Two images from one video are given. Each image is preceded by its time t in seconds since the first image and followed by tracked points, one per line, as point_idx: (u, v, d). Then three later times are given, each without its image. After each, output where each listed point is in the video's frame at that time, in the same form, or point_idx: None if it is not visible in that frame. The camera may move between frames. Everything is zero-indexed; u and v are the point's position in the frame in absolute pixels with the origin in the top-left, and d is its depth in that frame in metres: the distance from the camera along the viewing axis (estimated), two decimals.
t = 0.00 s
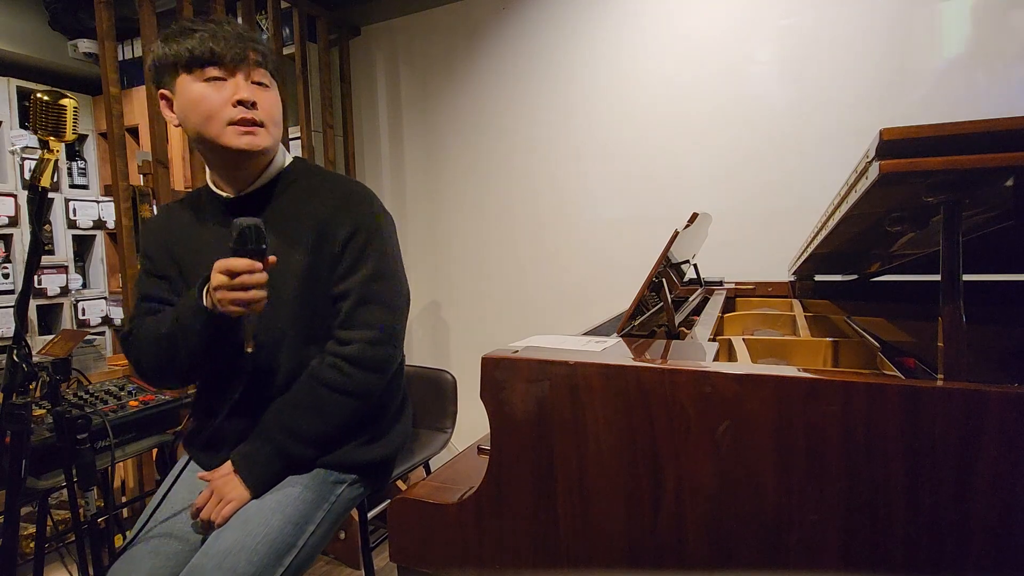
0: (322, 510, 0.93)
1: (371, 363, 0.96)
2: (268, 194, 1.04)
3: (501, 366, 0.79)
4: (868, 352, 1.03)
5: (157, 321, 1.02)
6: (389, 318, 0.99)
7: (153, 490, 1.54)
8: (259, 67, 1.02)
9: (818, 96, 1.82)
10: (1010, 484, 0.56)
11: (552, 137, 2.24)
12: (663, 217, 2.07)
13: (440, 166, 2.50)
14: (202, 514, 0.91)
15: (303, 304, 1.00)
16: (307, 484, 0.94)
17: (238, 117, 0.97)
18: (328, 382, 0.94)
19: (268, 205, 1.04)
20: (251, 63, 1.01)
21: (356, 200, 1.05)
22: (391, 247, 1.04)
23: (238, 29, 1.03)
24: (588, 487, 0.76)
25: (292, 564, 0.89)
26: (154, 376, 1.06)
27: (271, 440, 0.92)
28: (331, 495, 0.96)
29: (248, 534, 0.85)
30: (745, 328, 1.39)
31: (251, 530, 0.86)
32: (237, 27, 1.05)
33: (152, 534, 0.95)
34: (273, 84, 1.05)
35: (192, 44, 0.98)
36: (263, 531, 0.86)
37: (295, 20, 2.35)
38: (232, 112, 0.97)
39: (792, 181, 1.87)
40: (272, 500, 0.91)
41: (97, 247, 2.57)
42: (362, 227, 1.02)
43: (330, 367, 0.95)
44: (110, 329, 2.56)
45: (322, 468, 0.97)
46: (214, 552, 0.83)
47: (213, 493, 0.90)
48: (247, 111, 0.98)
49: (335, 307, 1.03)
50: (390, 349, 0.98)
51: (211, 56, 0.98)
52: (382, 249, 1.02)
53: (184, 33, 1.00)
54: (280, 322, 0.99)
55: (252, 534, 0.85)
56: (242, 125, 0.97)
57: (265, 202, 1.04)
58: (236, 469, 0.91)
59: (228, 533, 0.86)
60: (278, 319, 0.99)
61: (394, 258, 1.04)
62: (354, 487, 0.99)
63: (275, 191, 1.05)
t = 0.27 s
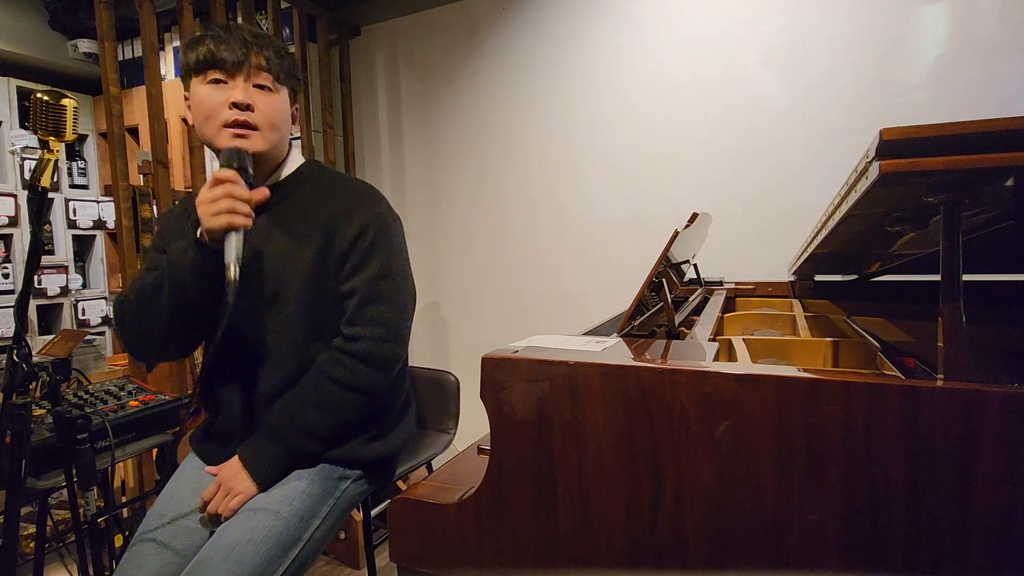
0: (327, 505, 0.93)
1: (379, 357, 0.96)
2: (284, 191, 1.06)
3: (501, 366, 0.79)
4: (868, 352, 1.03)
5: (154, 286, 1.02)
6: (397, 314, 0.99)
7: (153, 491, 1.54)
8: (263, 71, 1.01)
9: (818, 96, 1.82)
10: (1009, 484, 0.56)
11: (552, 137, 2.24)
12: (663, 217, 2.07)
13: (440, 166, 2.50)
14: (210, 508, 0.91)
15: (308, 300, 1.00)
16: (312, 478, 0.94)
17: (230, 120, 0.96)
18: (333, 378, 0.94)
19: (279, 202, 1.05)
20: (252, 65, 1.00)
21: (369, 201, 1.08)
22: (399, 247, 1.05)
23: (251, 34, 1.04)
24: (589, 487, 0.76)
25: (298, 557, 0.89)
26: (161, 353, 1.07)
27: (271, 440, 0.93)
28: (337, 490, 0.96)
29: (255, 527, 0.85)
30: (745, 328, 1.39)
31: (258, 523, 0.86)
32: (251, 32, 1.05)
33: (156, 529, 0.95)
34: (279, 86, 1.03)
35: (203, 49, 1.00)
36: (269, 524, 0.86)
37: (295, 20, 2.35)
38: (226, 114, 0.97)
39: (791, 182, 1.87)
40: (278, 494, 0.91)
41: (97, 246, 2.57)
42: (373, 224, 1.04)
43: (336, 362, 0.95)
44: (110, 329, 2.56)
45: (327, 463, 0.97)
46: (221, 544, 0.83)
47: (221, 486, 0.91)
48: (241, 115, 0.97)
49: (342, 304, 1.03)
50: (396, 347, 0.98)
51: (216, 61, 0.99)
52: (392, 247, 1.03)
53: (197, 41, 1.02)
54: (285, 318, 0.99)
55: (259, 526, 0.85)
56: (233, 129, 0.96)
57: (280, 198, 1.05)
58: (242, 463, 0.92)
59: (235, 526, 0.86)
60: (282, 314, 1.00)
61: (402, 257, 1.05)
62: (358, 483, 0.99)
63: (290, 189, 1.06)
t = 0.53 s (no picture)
0: (330, 501, 0.93)
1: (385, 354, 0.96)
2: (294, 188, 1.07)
3: (502, 366, 0.79)
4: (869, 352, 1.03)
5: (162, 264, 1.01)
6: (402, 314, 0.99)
7: (152, 491, 1.54)
8: (266, 73, 1.00)
9: (818, 96, 1.82)
10: (1009, 484, 0.56)
11: (552, 137, 2.24)
12: (663, 217, 2.07)
13: (440, 165, 2.49)
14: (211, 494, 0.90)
15: (312, 296, 1.00)
16: (315, 475, 0.94)
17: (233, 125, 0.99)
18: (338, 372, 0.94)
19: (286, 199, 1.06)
20: (256, 68, 1.00)
21: (376, 200, 1.06)
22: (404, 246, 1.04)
23: (256, 37, 1.03)
24: (589, 487, 0.76)
25: (301, 554, 0.89)
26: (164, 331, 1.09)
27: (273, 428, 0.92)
28: (339, 487, 0.95)
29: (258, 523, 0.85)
30: (745, 328, 1.39)
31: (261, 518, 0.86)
32: (259, 34, 1.04)
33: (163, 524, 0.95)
34: (284, 88, 1.02)
35: (213, 55, 1.02)
36: (273, 520, 0.86)
37: (295, 20, 2.35)
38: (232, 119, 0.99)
39: (791, 182, 1.87)
40: (282, 490, 0.90)
41: (97, 246, 2.57)
42: (379, 223, 1.02)
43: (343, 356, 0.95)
44: (110, 329, 2.56)
45: (332, 459, 0.97)
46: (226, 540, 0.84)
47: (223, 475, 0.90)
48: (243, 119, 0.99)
49: (345, 302, 1.02)
50: (401, 342, 0.98)
51: (222, 66, 1.00)
52: (397, 247, 1.02)
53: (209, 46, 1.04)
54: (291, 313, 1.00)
55: (262, 522, 0.85)
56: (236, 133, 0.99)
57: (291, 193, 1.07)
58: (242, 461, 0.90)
59: (239, 521, 0.86)
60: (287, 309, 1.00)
61: (408, 256, 1.04)
62: (360, 481, 0.99)
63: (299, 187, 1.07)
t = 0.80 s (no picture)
0: (333, 498, 0.92)
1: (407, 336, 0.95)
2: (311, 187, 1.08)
3: (502, 366, 0.79)
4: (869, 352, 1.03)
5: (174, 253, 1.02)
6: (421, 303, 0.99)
7: (153, 491, 1.54)
8: (267, 74, 1.01)
9: (818, 96, 1.82)
10: (1009, 484, 0.56)
11: (552, 137, 2.24)
12: (663, 217, 2.07)
13: (440, 165, 2.49)
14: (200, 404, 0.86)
15: (324, 286, 1.00)
16: (318, 471, 0.93)
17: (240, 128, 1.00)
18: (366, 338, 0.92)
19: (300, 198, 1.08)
20: (258, 71, 1.01)
21: (391, 199, 1.08)
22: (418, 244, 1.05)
23: (258, 40, 1.04)
24: (589, 487, 0.76)
25: (305, 549, 0.88)
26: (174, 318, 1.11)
27: (281, 386, 0.87)
28: (343, 483, 0.95)
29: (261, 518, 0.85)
30: (745, 328, 1.39)
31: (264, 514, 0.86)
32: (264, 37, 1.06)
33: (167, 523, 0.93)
34: (286, 86, 1.02)
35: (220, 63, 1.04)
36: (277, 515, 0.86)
37: (295, 20, 2.35)
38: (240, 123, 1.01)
39: (791, 182, 1.87)
40: (287, 485, 0.90)
41: (97, 246, 2.57)
42: (394, 221, 1.04)
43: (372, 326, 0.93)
44: (111, 329, 2.56)
45: (336, 457, 0.96)
46: (230, 534, 0.83)
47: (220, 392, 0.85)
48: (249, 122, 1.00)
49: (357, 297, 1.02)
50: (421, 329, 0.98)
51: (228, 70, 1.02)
52: (411, 245, 1.02)
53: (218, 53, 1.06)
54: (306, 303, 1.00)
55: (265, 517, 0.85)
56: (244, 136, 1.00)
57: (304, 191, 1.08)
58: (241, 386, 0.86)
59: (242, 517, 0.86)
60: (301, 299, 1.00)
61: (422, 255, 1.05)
62: (364, 477, 0.99)
63: (315, 187, 1.09)
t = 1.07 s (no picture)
0: (337, 494, 0.92)
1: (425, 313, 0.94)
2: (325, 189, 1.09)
3: (501, 366, 0.79)
4: (868, 352, 1.03)
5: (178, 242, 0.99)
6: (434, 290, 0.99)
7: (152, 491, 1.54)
8: (272, 77, 1.02)
9: (817, 96, 1.82)
10: (1009, 484, 0.56)
11: (551, 137, 2.24)
12: (662, 217, 2.07)
13: (440, 165, 2.49)
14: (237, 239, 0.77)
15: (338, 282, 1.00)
16: (324, 466, 0.93)
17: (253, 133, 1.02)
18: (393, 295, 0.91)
19: (313, 198, 1.09)
20: (263, 75, 1.02)
21: (404, 201, 1.08)
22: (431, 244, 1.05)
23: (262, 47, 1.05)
24: (589, 487, 0.76)
25: (307, 545, 0.88)
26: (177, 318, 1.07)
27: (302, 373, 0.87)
28: (345, 480, 0.94)
29: (267, 513, 0.84)
30: (744, 328, 1.39)
31: (270, 509, 0.85)
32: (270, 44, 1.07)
33: (172, 524, 0.91)
34: (291, 87, 1.03)
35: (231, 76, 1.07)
36: (282, 510, 0.86)
37: (295, 20, 2.35)
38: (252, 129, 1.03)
39: (791, 182, 1.87)
40: (292, 478, 0.89)
41: (97, 247, 2.57)
42: (407, 223, 1.04)
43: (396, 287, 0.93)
44: (110, 329, 2.55)
45: (332, 452, 0.95)
46: (235, 528, 0.83)
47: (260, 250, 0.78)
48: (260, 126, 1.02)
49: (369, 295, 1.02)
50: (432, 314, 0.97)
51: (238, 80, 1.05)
52: (422, 244, 1.03)
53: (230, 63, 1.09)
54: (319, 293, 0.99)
55: (270, 513, 0.85)
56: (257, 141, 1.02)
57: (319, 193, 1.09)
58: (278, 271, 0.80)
59: (247, 512, 0.85)
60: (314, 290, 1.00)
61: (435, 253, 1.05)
62: (367, 475, 0.98)
63: (328, 189, 1.09)
